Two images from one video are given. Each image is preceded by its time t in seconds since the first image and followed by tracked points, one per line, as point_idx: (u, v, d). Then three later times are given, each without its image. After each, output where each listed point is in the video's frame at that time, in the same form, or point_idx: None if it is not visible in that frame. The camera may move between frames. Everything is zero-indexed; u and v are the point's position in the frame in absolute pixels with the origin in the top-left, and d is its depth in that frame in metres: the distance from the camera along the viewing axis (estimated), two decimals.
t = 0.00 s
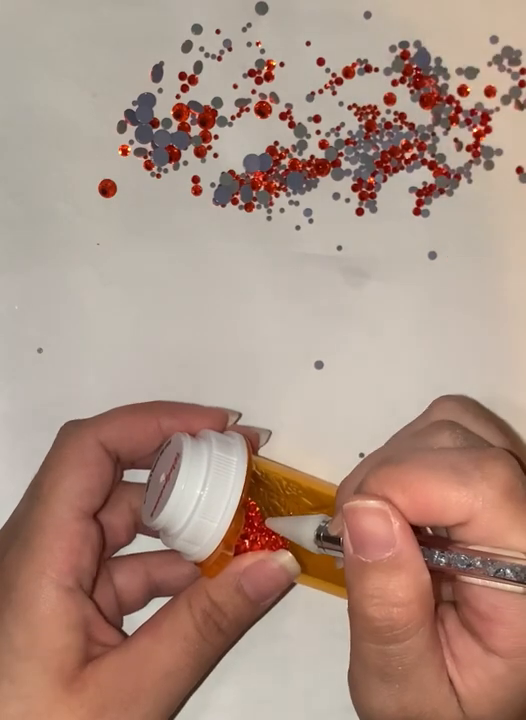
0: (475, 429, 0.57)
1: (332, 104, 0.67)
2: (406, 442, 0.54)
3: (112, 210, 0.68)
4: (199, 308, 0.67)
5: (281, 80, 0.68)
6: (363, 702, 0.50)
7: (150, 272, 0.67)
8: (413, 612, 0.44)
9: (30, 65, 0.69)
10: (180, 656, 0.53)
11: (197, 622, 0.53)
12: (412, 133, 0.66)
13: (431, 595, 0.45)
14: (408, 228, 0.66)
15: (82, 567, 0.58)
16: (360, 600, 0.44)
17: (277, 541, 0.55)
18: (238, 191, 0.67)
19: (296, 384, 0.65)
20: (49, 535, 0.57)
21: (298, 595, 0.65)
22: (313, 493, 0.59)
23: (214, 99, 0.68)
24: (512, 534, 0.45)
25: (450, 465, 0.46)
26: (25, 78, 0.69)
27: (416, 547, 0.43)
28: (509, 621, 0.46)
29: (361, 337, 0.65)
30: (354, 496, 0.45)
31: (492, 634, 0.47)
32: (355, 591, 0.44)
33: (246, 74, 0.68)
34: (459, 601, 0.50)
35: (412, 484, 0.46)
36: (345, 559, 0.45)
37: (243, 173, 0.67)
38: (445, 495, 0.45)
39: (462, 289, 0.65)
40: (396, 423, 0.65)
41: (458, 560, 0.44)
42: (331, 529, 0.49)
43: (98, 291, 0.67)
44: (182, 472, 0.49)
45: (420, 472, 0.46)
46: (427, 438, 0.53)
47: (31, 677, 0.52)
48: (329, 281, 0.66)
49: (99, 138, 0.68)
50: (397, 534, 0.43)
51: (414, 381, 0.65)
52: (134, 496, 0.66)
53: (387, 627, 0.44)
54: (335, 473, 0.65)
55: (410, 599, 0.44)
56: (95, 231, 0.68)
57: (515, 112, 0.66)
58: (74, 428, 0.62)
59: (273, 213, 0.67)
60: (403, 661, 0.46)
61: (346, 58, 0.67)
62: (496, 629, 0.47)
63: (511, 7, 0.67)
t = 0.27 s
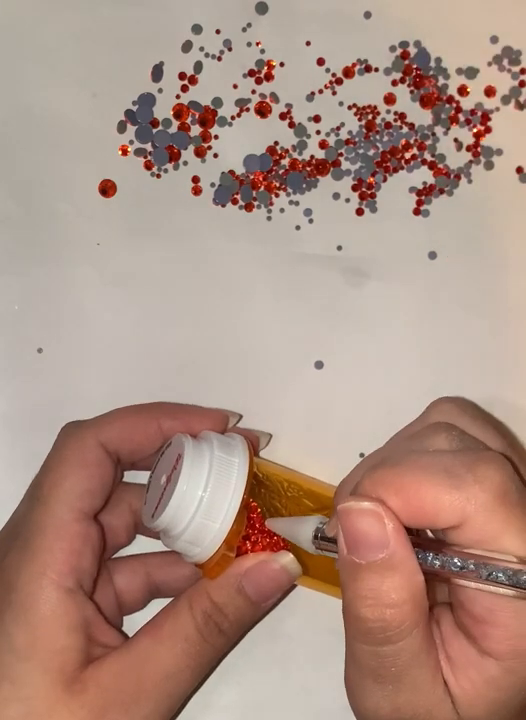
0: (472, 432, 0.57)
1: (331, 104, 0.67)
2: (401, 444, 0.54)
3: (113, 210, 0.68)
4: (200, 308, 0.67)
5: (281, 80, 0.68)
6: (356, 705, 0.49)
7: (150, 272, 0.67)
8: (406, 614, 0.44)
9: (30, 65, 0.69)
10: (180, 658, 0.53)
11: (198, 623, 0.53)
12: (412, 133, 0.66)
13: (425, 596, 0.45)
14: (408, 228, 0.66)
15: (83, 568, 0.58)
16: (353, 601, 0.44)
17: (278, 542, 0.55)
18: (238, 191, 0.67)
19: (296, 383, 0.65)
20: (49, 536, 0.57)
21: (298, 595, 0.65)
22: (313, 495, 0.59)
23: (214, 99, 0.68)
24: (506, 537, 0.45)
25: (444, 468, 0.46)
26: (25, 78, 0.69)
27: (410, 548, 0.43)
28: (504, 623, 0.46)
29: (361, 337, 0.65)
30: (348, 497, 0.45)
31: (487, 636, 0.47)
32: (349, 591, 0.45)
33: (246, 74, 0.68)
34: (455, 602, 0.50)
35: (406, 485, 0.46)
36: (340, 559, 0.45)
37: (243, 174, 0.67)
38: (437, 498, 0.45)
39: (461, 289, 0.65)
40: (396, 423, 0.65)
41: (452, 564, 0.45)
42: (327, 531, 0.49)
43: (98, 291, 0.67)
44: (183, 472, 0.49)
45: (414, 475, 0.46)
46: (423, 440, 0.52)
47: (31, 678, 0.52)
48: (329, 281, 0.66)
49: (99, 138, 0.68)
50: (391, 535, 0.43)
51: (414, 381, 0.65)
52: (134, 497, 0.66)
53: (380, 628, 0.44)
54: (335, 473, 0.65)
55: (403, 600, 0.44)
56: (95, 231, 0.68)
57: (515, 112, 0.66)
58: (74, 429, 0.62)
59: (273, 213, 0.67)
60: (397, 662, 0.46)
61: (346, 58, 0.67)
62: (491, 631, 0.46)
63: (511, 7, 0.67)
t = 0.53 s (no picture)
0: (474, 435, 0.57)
1: (331, 104, 0.67)
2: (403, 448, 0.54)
3: (113, 210, 0.68)
4: (200, 308, 0.67)
5: (281, 80, 0.68)
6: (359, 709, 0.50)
7: (150, 272, 0.67)
8: (409, 619, 0.44)
9: (30, 65, 0.69)
10: (180, 658, 0.53)
11: (197, 624, 0.53)
12: (412, 133, 0.66)
13: (428, 602, 0.45)
14: (408, 228, 0.66)
15: (82, 568, 0.58)
16: (356, 607, 0.44)
17: (278, 542, 0.55)
18: (238, 191, 0.67)
19: (296, 383, 0.65)
20: (49, 536, 0.58)
21: (299, 595, 0.65)
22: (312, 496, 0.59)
23: (214, 99, 0.68)
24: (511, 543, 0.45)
25: (447, 474, 0.46)
26: (25, 78, 0.69)
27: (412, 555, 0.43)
28: (506, 628, 0.46)
29: (361, 337, 0.66)
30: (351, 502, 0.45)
31: (490, 641, 0.47)
32: (351, 596, 0.44)
33: (246, 74, 0.68)
34: (458, 606, 0.50)
35: (410, 491, 0.46)
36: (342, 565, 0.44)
37: (243, 174, 0.67)
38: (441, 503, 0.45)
39: (461, 289, 0.65)
40: (396, 423, 0.65)
41: (457, 569, 0.45)
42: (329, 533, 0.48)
43: (98, 291, 0.67)
44: (183, 472, 0.49)
45: (418, 481, 0.46)
46: (425, 444, 0.52)
47: (31, 678, 0.52)
48: (329, 281, 0.66)
49: (99, 138, 0.68)
50: (395, 540, 0.42)
51: (414, 381, 0.65)
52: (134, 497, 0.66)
53: (383, 633, 0.44)
54: (335, 473, 0.65)
55: (407, 606, 0.43)
56: (95, 231, 0.68)
57: (515, 111, 0.66)
58: (74, 430, 0.62)
59: (273, 213, 0.67)
60: (399, 666, 0.46)
61: (346, 58, 0.67)
62: (494, 636, 0.46)
63: (511, 7, 0.67)
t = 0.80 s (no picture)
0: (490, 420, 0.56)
1: (331, 104, 0.67)
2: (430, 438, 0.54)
3: (112, 210, 0.68)
4: (200, 309, 0.67)
5: (281, 81, 0.68)
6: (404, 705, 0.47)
7: (150, 272, 0.67)
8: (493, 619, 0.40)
9: (30, 65, 0.69)
10: (177, 658, 0.52)
11: (195, 623, 0.53)
12: (412, 133, 0.66)
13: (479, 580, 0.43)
14: (408, 227, 0.66)
15: (80, 568, 0.58)
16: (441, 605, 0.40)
17: (276, 541, 0.55)
18: (238, 191, 0.67)
19: (297, 383, 0.65)
20: (48, 536, 0.58)
21: (298, 595, 0.65)
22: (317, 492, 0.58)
23: (214, 99, 0.68)
24: None
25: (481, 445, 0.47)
26: (25, 78, 0.69)
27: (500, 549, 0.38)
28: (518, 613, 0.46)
29: (362, 336, 0.66)
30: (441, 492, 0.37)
31: None
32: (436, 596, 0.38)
33: (246, 74, 0.68)
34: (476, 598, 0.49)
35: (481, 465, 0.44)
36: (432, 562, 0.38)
37: (243, 174, 0.67)
38: (495, 476, 0.44)
39: (462, 289, 0.65)
40: (396, 422, 0.65)
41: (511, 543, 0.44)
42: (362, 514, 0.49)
43: (98, 291, 0.67)
44: (178, 472, 0.49)
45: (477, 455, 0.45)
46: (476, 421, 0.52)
47: (29, 678, 0.52)
48: (329, 281, 0.66)
49: (98, 138, 0.68)
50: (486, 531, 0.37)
51: (415, 381, 0.65)
52: (134, 497, 0.66)
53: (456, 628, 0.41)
54: (335, 472, 0.65)
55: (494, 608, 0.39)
56: (95, 231, 0.68)
57: (515, 111, 0.66)
58: (71, 429, 0.62)
59: (273, 213, 0.67)
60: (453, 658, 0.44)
61: (346, 58, 0.67)
62: None
63: (511, 7, 0.67)
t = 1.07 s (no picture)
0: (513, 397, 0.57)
1: (332, 104, 0.67)
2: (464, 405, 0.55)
3: (113, 210, 0.67)
4: (201, 309, 0.66)
5: (282, 80, 0.68)
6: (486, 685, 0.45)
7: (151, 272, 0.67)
8: None
9: (30, 64, 0.69)
10: (178, 657, 0.52)
11: (196, 622, 0.53)
12: (414, 133, 0.66)
13: None
14: (409, 227, 0.66)
15: (82, 567, 0.58)
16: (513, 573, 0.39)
17: (277, 540, 0.55)
18: (238, 191, 0.67)
19: (297, 384, 0.65)
20: (49, 536, 0.58)
21: (299, 595, 0.64)
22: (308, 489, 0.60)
23: (215, 99, 0.68)
24: None
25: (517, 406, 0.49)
26: (25, 78, 0.69)
27: None
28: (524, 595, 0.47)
29: (363, 336, 0.65)
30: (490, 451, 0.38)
31: None
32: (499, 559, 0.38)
33: (246, 74, 0.68)
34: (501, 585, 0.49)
35: None
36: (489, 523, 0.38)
37: (243, 173, 0.67)
38: None
39: (463, 289, 0.65)
40: (397, 423, 0.65)
41: None
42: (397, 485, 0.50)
43: (98, 290, 0.67)
44: (178, 471, 0.49)
45: None
46: None
47: (30, 677, 0.52)
48: (330, 281, 0.66)
49: (99, 138, 0.68)
50: None
51: (417, 381, 0.65)
52: (135, 496, 0.66)
53: None
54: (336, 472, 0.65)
55: None
56: (95, 231, 0.67)
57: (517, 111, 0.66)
58: (72, 429, 0.62)
59: (274, 213, 0.67)
60: None
61: (347, 58, 0.67)
62: None
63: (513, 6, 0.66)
